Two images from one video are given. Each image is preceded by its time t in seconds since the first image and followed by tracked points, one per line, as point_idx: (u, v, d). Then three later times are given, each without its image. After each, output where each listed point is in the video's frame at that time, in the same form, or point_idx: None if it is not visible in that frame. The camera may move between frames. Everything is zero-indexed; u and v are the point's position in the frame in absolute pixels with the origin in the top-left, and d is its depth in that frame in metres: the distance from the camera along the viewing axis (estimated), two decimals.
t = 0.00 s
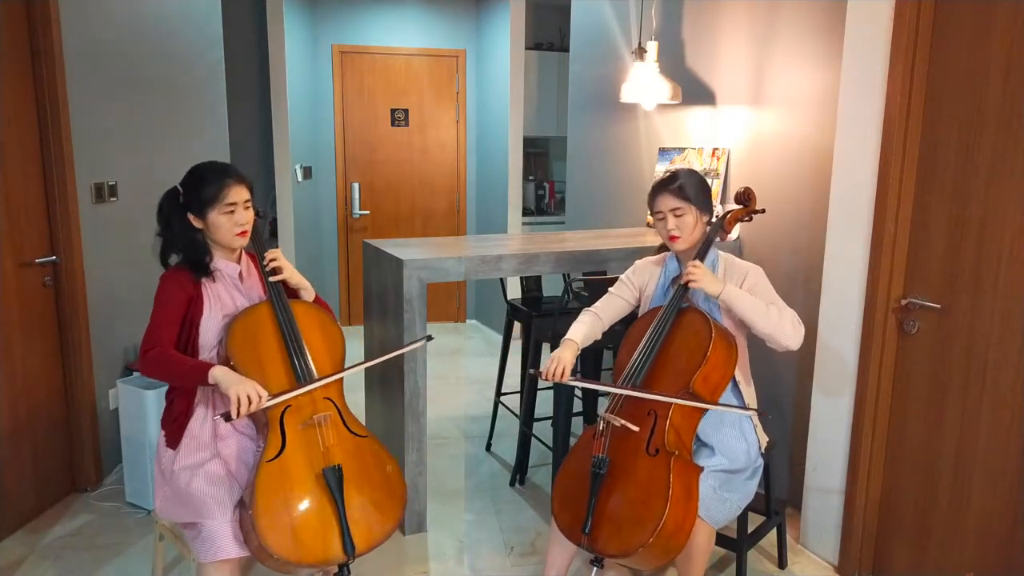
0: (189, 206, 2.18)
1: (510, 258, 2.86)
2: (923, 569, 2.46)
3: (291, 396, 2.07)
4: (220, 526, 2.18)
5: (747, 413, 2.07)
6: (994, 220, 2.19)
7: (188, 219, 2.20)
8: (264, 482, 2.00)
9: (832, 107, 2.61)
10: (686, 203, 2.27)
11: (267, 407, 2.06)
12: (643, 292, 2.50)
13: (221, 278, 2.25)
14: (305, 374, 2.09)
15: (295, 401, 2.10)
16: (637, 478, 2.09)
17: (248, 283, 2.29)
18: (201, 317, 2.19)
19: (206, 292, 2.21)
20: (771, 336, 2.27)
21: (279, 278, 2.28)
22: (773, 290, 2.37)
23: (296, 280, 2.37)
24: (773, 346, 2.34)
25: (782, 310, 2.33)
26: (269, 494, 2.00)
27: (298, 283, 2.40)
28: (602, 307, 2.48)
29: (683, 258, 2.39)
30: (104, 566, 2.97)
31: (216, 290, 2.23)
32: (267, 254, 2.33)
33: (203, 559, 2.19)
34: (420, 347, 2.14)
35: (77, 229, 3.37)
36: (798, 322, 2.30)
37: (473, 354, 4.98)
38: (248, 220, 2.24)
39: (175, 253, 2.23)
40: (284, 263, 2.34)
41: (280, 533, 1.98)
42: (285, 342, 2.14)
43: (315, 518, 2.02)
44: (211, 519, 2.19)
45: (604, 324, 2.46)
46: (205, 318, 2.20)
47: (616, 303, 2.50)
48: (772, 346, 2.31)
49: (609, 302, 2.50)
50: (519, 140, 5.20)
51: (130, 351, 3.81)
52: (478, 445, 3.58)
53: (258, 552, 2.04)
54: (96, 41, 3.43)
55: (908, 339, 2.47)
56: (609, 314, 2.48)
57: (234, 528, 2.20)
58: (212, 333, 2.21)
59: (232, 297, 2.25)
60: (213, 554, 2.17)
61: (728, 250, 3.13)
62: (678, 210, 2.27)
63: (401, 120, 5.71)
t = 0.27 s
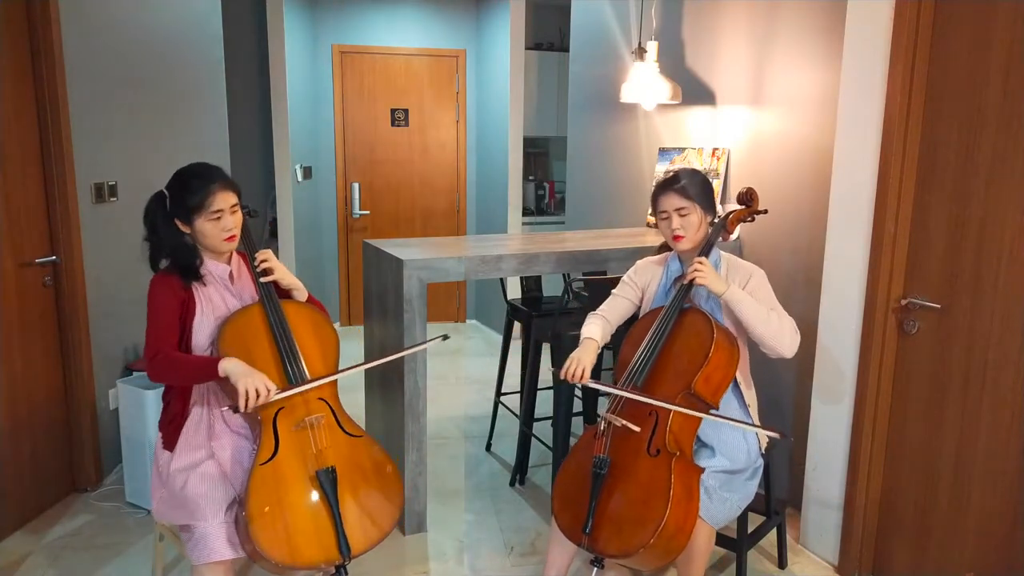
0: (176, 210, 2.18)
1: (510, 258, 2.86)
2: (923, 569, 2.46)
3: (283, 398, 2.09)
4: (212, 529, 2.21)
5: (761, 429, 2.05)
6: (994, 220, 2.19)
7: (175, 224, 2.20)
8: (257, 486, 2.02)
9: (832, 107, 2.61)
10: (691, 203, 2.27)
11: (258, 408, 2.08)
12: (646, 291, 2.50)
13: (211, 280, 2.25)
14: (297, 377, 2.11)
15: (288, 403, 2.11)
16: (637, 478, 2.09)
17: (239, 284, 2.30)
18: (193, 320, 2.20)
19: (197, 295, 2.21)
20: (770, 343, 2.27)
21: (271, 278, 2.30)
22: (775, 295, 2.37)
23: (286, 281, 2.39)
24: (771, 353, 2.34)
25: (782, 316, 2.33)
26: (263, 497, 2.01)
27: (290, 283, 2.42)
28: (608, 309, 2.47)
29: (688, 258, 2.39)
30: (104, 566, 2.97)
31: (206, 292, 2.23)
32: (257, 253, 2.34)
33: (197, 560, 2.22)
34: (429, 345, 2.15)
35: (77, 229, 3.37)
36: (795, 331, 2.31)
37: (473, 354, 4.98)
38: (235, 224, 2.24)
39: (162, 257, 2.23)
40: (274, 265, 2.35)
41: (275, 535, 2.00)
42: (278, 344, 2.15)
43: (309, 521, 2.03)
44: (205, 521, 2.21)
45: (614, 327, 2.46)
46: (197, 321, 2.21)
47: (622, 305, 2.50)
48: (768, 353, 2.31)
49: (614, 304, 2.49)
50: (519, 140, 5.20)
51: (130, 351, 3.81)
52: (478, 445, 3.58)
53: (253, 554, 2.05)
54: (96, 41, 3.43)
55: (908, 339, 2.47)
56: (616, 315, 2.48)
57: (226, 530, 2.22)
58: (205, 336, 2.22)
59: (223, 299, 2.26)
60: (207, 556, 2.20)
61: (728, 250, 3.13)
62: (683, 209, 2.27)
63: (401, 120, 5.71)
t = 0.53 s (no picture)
0: (172, 209, 2.18)
1: (509, 258, 2.86)
2: (923, 569, 2.46)
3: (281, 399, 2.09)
4: (212, 529, 2.21)
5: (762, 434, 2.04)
6: (994, 220, 2.19)
7: (172, 222, 2.20)
8: (257, 485, 2.02)
9: (832, 107, 2.61)
10: (688, 203, 2.27)
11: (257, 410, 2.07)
12: (649, 291, 2.50)
13: (206, 280, 2.26)
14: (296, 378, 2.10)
15: (286, 404, 2.11)
16: (637, 479, 2.09)
17: (233, 284, 2.32)
18: (190, 321, 2.21)
19: (193, 295, 2.22)
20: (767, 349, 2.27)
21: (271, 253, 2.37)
22: (775, 299, 2.37)
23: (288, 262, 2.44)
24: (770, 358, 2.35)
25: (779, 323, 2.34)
26: (262, 496, 2.02)
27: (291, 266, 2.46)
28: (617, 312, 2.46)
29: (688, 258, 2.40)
30: (104, 566, 2.97)
31: (202, 292, 2.24)
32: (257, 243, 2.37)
33: (196, 561, 2.22)
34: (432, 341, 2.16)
35: (77, 229, 3.37)
36: (793, 340, 2.31)
37: (472, 354, 4.98)
38: (231, 224, 2.24)
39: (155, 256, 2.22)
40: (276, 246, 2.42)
41: (273, 537, 2.00)
42: (276, 345, 2.15)
43: (309, 520, 2.03)
44: (204, 522, 2.22)
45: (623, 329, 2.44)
46: (194, 322, 2.21)
47: (628, 306, 2.49)
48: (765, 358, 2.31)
49: (620, 306, 2.48)
50: (519, 140, 5.20)
51: (130, 351, 3.81)
52: (478, 445, 3.58)
53: (252, 554, 2.05)
54: (96, 41, 3.43)
55: (908, 339, 2.46)
56: (625, 317, 2.46)
57: (225, 531, 2.23)
58: (203, 336, 2.22)
59: (219, 299, 2.27)
60: (206, 556, 2.21)
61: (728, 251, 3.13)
62: (681, 210, 2.27)
63: (400, 120, 5.71)
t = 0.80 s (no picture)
0: (178, 207, 2.18)
1: (510, 258, 2.86)
2: (923, 568, 2.46)
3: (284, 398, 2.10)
4: (212, 529, 2.21)
5: (761, 433, 2.05)
6: (994, 220, 2.19)
7: (177, 220, 2.20)
8: (258, 484, 2.02)
9: (832, 107, 2.61)
10: (690, 204, 2.27)
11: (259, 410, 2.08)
12: (650, 290, 2.50)
13: (206, 279, 2.26)
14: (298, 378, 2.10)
15: (288, 403, 2.12)
16: (638, 479, 2.09)
17: (235, 283, 2.31)
18: (191, 320, 2.20)
19: (194, 294, 2.21)
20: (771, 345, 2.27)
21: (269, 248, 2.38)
22: (777, 297, 2.37)
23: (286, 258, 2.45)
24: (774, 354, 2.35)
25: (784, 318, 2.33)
26: (264, 495, 2.02)
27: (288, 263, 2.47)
28: (618, 313, 2.46)
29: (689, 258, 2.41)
30: (104, 566, 2.96)
31: (203, 291, 2.24)
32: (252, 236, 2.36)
33: (196, 560, 2.23)
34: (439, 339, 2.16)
35: (77, 229, 3.37)
36: (797, 336, 2.31)
37: (472, 354, 4.98)
38: (236, 222, 2.25)
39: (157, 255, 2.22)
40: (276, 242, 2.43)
41: (274, 537, 2.00)
42: (278, 345, 2.15)
43: (311, 519, 2.03)
44: (204, 521, 2.22)
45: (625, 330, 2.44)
46: (196, 320, 2.21)
47: (629, 307, 2.49)
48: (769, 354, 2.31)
49: (621, 307, 2.48)
50: (519, 140, 5.20)
51: (130, 351, 3.81)
52: (478, 445, 3.58)
53: (254, 554, 2.05)
54: (96, 41, 3.43)
55: (908, 339, 2.46)
56: (626, 318, 2.46)
57: (225, 530, 2.23)
58: (204, 335, 2.22)
59: (220, 297, 2.27)
60: (206, 556, 2.21)
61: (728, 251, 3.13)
62: (681, 210, 2.27)
63: (401, 120, 5.71)
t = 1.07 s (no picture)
0: (173, 204, 2.15)
1: (507, 257, 2.83)
2: (923, 570, 2.44)
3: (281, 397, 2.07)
4: (208, 530, 2.19)
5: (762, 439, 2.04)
6: (995, 218, 2.17)
7: (173, 217, 2.17)
8: (254, 485, 2.00)
9: (832, 104, 2.59)
10: (687, 201, 2.25)
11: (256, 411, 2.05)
12: (647, 290, 2.48)
13: (204, 277, 2.22)
14: (296, 379, 2.08)
15: (286, 403, 2.09)
16: (636, 480, 2.06)
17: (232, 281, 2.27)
18: (188, 318, 2.16)
19: (191, 291, 2.18)
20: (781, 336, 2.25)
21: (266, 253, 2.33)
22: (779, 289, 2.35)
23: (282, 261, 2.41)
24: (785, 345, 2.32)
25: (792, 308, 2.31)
26: (259, 497, 1.99)
27: (284, 265, 2.43)
28: (614, 311, 2.43)
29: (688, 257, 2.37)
30: (96, 568, 2.93)
31: (201, 289, 2.20)
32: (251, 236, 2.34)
33: (192, 562, 2.20)
34: (441, 341, 2.12)
35: (70, 227, 3.33)
36: (808, 322, 2.29)
37: (469, 353, 4.95)
38: (233, 220, 2.22)
39: (154, 253, 2.18)
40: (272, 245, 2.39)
41: (270, 538, 1.98)
42: (276, 344, 2.12)
43: (306, 521, 2.01)
44: (200, 523, 2.20)
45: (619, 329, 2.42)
46: (192, 319, 2.17)
47: (625, 306, 2.47)
48: (780, 346, 2.29)
49: (617, 305, 2.46)
50: (516, 138, 5.17)
51: (123, 351, 3.77)
52: (475, 445, 3.55)
53: (249, 555, 2.03)
54: (89, 37, 3.40)
55: (908, 338, 2.44)
56: (622, 317, 2.44)
57: (221, 532, 2.20)
58: (201, 334, 2.18)
59: (217, 296, 2.23)
60: (202, 558, 2.18)
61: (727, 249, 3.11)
62: (679, 207, 2.25)
63: (397, 118, 5.68)
